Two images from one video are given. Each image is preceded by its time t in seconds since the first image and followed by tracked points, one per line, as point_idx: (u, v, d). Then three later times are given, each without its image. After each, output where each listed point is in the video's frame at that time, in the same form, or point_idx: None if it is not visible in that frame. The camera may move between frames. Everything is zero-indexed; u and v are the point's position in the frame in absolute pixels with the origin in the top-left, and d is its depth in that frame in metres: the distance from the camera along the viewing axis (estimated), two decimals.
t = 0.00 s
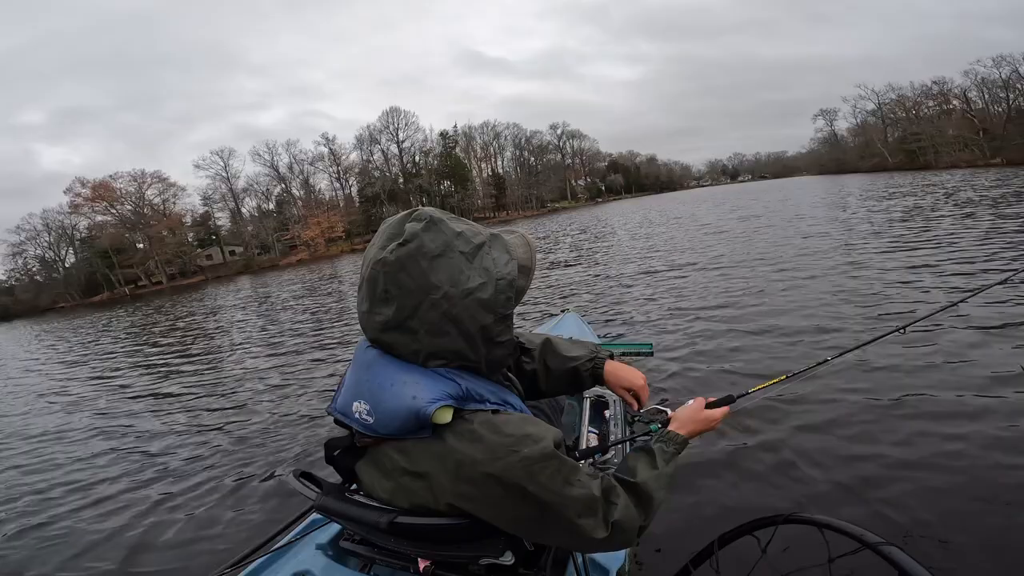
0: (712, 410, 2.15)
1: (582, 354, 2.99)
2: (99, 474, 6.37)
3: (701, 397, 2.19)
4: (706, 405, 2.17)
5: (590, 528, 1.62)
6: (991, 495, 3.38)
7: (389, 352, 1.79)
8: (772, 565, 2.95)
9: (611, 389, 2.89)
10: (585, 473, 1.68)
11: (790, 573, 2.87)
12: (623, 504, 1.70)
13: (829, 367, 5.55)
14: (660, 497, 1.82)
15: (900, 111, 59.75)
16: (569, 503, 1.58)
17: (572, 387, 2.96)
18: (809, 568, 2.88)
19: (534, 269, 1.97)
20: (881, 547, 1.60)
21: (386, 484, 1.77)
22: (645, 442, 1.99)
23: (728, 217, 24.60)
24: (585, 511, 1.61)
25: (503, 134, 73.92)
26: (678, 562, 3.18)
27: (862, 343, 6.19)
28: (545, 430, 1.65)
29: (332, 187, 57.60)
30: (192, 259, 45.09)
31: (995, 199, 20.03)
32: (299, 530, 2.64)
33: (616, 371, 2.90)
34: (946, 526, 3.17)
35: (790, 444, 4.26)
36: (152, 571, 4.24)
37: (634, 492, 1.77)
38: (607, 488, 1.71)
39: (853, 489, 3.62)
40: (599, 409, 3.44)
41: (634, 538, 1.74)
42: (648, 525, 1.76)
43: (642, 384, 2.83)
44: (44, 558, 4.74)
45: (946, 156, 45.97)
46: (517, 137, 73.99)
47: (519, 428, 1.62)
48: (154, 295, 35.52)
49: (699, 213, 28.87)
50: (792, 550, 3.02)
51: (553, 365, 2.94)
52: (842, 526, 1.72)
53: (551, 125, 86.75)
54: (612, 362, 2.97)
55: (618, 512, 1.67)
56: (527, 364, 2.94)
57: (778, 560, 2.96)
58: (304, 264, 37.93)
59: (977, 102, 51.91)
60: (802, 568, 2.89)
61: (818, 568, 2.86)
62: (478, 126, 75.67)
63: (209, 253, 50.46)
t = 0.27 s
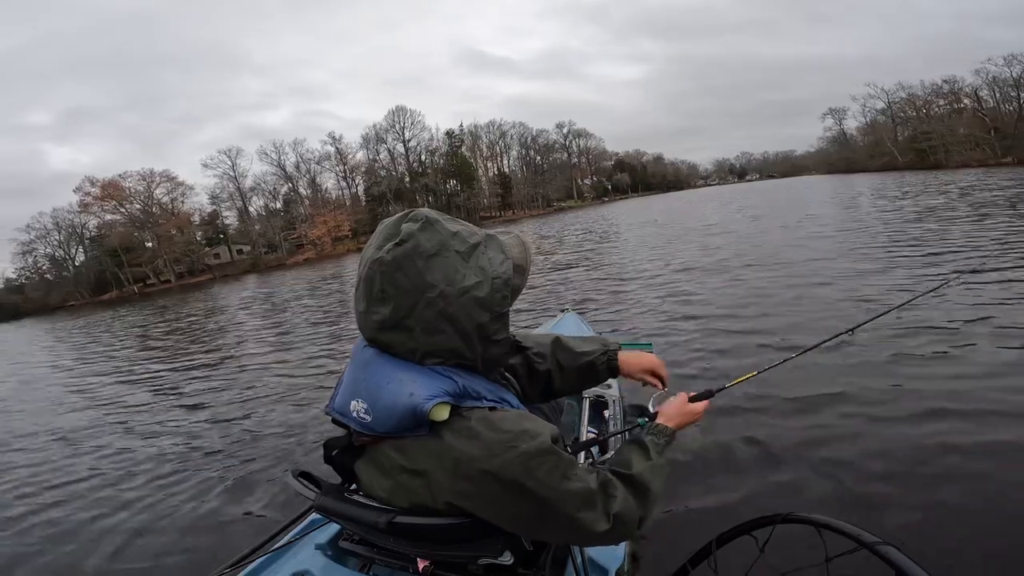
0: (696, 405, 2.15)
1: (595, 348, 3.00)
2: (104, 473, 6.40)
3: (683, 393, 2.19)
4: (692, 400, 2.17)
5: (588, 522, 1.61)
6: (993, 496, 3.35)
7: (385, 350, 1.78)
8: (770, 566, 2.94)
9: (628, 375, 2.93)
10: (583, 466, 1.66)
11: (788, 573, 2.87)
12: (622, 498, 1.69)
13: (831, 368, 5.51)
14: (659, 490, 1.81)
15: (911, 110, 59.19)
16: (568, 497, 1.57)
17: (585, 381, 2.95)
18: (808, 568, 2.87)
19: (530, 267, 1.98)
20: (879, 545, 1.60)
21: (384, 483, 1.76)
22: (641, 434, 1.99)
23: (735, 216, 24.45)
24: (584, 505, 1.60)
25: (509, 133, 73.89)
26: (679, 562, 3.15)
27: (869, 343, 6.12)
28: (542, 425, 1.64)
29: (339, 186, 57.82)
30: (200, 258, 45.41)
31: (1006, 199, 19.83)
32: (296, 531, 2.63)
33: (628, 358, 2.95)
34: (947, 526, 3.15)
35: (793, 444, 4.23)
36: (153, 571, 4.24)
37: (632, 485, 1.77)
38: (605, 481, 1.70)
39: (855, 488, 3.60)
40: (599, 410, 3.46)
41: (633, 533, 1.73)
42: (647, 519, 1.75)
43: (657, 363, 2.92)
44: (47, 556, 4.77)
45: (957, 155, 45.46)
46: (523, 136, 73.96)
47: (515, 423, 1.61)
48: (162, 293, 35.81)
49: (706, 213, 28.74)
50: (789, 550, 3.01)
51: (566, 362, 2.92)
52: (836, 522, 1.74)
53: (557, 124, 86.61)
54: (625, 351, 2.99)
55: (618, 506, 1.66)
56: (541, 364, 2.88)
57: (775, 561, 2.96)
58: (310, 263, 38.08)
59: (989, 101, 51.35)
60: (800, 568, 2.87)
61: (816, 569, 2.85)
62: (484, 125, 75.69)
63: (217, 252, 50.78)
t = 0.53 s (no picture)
0: (699, 396, 2.12)
1: (580, 348, 3.01)
2: (111, 471, 6.45)
3: (687, 384, 2.17)
4: (694, 392, 2.15)
5: (594, 515, 1.60)
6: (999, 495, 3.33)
7: (387, 349, 1.78)
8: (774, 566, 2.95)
9: (606, 380, 2.94)
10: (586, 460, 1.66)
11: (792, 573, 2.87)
12: (628, 489, 1.69)
13: (835, 367, 5.47)
14: (664, 484, 1.80)
15: (921, 109, 58.65)
16: (572, 491, 1.56)
17: (570, 381, 2.96)
18: (811, 569, 2.88)
19: (530, 265, 1.98)
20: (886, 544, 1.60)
21: (386, 481, 1.76)
22: (646, 426, 1.98)
23: (743, 216, 24.28)
24: (590, 498, 1.59)
25: (515, 131, 73.83)
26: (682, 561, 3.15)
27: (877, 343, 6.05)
28: (545, 420, 1.64)
29: (345, 184, 57.99)
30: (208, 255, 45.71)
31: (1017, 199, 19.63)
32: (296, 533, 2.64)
33: (608, 362, 2.95)
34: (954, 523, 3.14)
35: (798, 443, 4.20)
36: (160, 567, 4.27)
37: (636, 478, 1.76)
38: (610, 474, 1.69)
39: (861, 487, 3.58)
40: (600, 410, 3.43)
41: (638, 526, 1.72)
42: (652, 512, 1.75)
43: (633, 373, 2.90)
44: (54, 554, 4.81)
45: (967, 154, 45.00)
46: (529, 135, 73.89)
47: (518, 419, 1.61)
48: (170, 291, 36.08)
49: (713, 212, 28.63)
50: (792, 551, 3.02)
51: (551, 360, 2.95)
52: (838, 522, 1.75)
53: (563, 122, 86.49)
54: (609, 355, 2.99)
55: (624, 498, 1.66)
56: (526, 362, 2.91)
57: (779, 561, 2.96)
58: (317, 261, 38.24)
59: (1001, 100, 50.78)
60: (806, 568, 2.88)
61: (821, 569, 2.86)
62: (490, 123, 75.67)
63: (225, 250, 51.10)
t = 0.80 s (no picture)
0: (707, 402, 2.11)
1: (585, 351, 3.01)
2: (117, 468, 6.50)
3: (697, 389, 2.16)
4: (703, 396, 2.13)
5: (592, 518, 1.59)
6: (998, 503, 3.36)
7: (383, 350, 1.78)
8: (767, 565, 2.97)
9: (614, 381, 2.94)
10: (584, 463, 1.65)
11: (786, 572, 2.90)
12: (626, 493, 1.67)
13: (842, 369, 5.43)
14: (664, 487, 1.79)
15: (932, 109, 58.02)
16: (569, 494, 1.56)
17: (574, 382, 2.96)
18: (803, 569, 2.89)
19: (528, 267, 1.98)
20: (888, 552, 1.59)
21: (384, 482, 1.76)
22: (647, 431, 1.97)
23: (750, 216, 24.13)
24: (588, 501, 1.59)
25: (522, 130, 73.75)
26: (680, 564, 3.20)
27: (885, 345, 5.98)
28: (541, 422, 1.63)
29: (352, 182, 58.16)
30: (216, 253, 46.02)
31: None
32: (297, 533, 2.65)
33: (616, 363, 2.96)
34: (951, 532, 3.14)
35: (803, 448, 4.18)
36: (165, 563, 4.32)
37: (635, 482, 1.75)
38: (609, 477, 1.69)
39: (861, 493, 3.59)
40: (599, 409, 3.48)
41: (637, 529, 1.71)
42: (651, 517, 1.74)
43: (642, 374, 2.93)
44: (59, 552, 4.84)
45: (980, 154, 44.47)
46: (536, 134, 73.78)
47: (514, 420, 1.60)
48: (178, 288, 36.35)
49: (720, 211, 28.48)
50: (786, 549, 3.04)
51: (556, 362, 2.93)
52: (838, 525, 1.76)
53: (570, 121, 86.28)
54: (615, 356, 3.00)
55: (622, 502, 1.64)
56: (531, 363, 2.87)
57: (772, 560, 2.99)
58: (323, 259, 38.39)
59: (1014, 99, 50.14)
60: (797, 568, 2.90)
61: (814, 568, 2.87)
62: (497, 122, 75.63)
63: (233, 248, 51.42)
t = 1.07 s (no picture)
0: (716, 405, 2.09)
1: (591, 353, 2.99)
2: (124, 463, 6.55)
3: (705, 394, 2.14)
4: (712, 401, 2.12)
5: (592, 522, 1.58)
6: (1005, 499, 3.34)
7: (386, 348, 1.77)
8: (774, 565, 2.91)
9: (622, 383, 2.93)
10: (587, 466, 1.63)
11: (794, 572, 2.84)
12: (628, 497, 1.66)
13: (850, 373, 5.36)
14: (666, 492, 1.77)
15: (944, 108, 57.41)
16: (569, 496, 1.54)
17: (581, 385, 2.94)
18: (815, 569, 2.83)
19: (532, 267, 1.97)
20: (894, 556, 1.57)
21: (385, 482, 1.76)
22: (652, 435, 1.95)
23: (758, 216, 23.96)
24: (588, 504, 1.57)
25: (528, 128, 73.64)
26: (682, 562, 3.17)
27: (893, 347, 5.93)
28: (542, 423, 1.62)
29: (359, 180, 58.28)
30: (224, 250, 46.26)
31: None
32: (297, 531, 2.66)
33: (624, 365, 2.94)
34: (965, 533, 3.07)
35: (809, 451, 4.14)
36: (171, 558, 4.35)
37: (637, 486, 1.74)
38: (610, 481, 1.67)
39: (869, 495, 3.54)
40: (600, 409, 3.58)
41: (637, 534, 1.70)
42: (652, 521, 1.72)
43: (652, 376, 2.91)
44: (63, 547, 4.87)
45: (992, 154, 43.96)
46: (543, 132, 73.65)
47: (516, 421, 1.59)
48: (186, 285, 36.55)
49: (728, 211, 28.33)
50: (793, 549, 2.99)
51: (562, 365, 2.92)
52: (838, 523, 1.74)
53: (577, 119, 86.05)
54: (622, 358, 2.99)
55: (623, 506, 1.63)
56: (537, 366, 2.88)
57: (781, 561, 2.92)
58: (330, 257, 38.51)
59: None
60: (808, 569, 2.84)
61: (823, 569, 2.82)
62: (504, 120, 75.56)
63: (240, 245, 51.69)
